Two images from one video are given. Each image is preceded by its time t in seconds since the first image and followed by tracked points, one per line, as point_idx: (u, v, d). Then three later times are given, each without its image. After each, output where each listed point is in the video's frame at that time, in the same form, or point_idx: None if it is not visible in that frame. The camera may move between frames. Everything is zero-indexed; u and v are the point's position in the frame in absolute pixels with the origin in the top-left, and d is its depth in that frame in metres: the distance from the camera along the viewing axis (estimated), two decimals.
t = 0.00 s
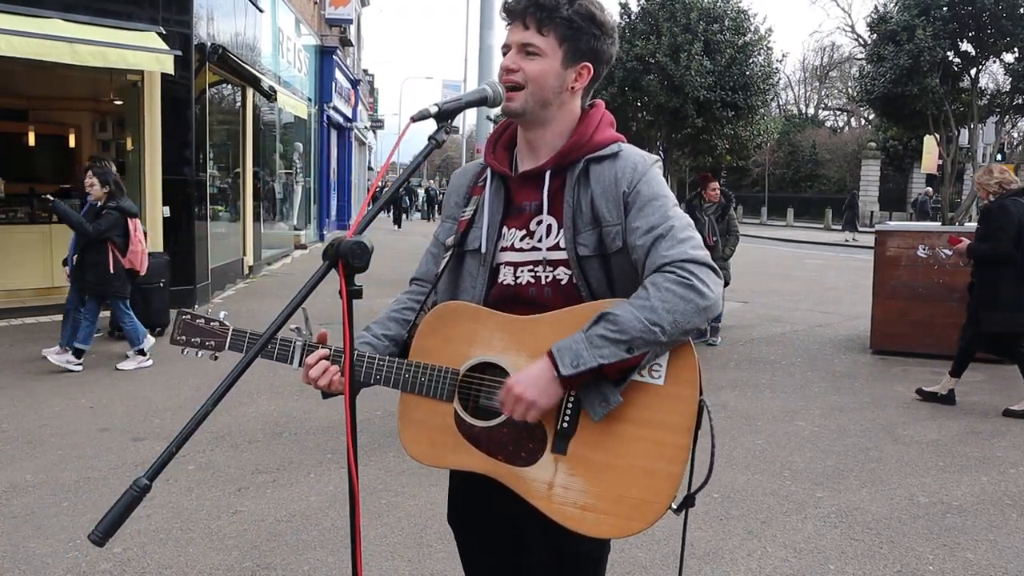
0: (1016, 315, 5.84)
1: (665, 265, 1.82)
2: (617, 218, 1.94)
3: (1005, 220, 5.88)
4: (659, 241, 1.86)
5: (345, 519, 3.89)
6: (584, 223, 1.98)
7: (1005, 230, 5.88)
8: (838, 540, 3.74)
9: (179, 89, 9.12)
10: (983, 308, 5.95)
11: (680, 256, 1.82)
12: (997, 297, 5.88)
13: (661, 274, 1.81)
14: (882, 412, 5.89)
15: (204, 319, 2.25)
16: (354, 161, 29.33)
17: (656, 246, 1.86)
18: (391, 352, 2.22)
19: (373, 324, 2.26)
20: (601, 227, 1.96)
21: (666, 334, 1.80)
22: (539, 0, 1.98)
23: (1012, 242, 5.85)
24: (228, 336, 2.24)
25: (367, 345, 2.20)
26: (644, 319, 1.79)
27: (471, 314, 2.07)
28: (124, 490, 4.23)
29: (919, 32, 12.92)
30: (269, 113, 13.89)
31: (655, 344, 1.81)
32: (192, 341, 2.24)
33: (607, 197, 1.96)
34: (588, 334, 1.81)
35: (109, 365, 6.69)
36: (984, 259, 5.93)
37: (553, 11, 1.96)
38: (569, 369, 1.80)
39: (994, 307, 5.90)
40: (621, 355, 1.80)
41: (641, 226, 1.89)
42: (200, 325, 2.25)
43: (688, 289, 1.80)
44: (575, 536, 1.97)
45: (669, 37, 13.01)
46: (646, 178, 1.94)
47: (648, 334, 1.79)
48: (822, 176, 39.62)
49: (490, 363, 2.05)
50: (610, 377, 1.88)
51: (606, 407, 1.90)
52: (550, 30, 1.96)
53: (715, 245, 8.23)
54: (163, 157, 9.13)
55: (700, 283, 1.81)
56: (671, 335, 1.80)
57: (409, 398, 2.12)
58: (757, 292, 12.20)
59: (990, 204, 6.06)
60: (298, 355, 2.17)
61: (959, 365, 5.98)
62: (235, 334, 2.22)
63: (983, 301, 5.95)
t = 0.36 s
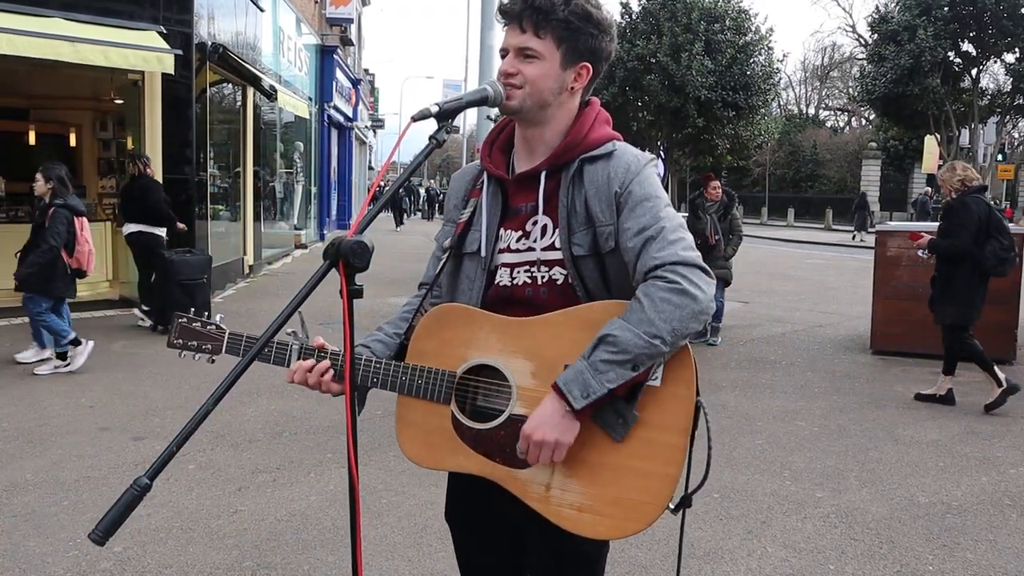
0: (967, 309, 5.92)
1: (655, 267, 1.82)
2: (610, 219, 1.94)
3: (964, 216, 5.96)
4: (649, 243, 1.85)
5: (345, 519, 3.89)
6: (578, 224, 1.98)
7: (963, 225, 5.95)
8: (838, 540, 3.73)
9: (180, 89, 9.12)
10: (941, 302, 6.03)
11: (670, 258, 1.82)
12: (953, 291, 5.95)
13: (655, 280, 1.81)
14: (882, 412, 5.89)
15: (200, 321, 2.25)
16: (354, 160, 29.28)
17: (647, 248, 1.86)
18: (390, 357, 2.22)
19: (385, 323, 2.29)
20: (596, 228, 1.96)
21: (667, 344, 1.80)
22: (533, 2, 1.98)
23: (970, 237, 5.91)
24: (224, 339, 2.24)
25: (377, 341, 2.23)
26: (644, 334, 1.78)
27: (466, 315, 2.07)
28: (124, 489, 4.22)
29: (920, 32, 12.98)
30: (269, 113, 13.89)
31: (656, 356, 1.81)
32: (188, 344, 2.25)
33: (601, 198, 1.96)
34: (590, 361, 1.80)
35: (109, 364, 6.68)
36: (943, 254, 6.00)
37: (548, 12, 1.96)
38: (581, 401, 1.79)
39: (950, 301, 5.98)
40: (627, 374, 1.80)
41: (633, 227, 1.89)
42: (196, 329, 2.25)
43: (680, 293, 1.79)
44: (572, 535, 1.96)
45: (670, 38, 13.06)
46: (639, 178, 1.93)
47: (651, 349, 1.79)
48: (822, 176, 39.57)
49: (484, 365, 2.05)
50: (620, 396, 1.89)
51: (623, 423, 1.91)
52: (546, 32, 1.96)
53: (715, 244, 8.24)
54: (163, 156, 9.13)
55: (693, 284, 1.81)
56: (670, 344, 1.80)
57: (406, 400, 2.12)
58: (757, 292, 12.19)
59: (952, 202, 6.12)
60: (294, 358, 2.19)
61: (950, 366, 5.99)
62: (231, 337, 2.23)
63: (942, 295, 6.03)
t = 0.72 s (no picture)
0: (959, 306, 5.94)
1: (658, 268, 1.82)
2: (614, 220, 1.94)
3: (948, 217, 5.93)
4: (653, 243, 1.85)
5: (347, 521, 3.89)
6: (583, 226, 1.99)
7: (948, 224, 5.93)
8: (840, 540, 3.73)
9: (180, 91, 9.13)
10: (923, 302, 6.01)
11: (674, 258, 1.82)
12: (941, 290, 5.95)
13: (657, 280, 1.81)
14: (883, 413, 5.88)
15: (203, 315, 2.27)
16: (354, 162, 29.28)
17: (650, 248, 1.86)
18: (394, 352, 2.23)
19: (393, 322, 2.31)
20: (600, 229, 1.96)
21: (667, 343, 1.79)
22: (533, 4, 1.98)
23: (955, 236, 5.91)
24: (226, 332, 2.25)
25: (383, 338, 2.24)
26: (645, 332, 1.78)
27: (469, 314, 2.07)
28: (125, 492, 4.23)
29: (919, 32, 12.96)
30: (269, 115, 13.90)
31: (658, 355, 1.81)
32: (191, 337, 2.26)
33: (606, 199, 1.95)
34: (591, 357, 1.80)
35: (110, 367, 6.69)
36: (926, 254, 5.99)
37: (547, 13, 1.96)
38: (579, 398, 1.79)
39: (926, 300, 6.00)
40: (627, 372, 1.80)
41: (637, 227, 1.89)
42: (199, 321, 2.27)
43: (682, 293, 1.79)
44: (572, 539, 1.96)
45: (670, 38, 13.03)
46: (644, 179, 1.93)
47: (651, 346, 1.78)
48: (822, 176, 39.51)
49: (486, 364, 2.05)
50: (619, 397, 1.88)
51: (620, 424, 1.90)
52: (546, 33, 1.96)
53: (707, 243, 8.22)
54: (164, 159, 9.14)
55: (698, 288, 1.81)
56: (673, 343, 1.80)
57: (407, 398, 2.13)
58: (757, 293, 12.19)
59: (933, 202, 6.08)
60: (295, 355, 2.18)
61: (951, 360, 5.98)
62: (234, 330, 2.24)
63: (920, 295, 6.03)
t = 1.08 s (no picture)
0: (942, 306, 5.93)
1: (668, 265, 1.83)
2: (617, 221, 1.94)
3: (935, 215, 5.93)
4: (658, 246, 1.86)
5: (348, 524, 3.88)
6: (586, 227, 1.99)
7: (935, 222, 5.93)
8: (841, 539, 3.73)
9: (178, 95, 9.12)
10: (907, 300, 6.03)
11: (684, 258, 1.83)
12: (925, 288, 5.96)
13: (660, 272, 1.82)
14: (883, 411, 5.88)
15: (207, 307, 2.25)
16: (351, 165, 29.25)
17: (658, 249, 1.86)
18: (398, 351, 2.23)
19: (395, 321, 2.32)
20: (603, 230, 1.97)
21: (659, 328, 1.81)
22: (530, 5, 1.98)
23: (941, 234, 5.91)
24: (230, 325, 2.24)
25: (386, 337, 2.25)
26: (639, 308, 1.80)
27: (478, 316, 2.04)
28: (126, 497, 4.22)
29: (916, 30, 12.97)
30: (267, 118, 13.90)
31: (648, 336, 1.82)
32: (196, 329, 2.25)
33: (609, 201, 1.96)
34: (583, 315, 1.82)
35: (109, 372, 6.68)
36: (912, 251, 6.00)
37: (543, 14, 1.96)
38: (557, 343, 1.80)
39: (908, 297, 6.02)
40: (613, 340, 1.81)
41: (643, 229, 1.89)
42: (205, 315, 2.26)
43: (687, 288, 1.80)
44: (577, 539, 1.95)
45: (666, 38, 13.01)
46: (648, 181, 1.94)
47: (642, 324, 1.79)
48: (820, 175, 39.54)
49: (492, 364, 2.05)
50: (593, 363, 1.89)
51: (586, 389, 1.91)
52: (543, 34, 1.96)
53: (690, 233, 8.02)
54: (162, 163, 9.14)
55: (699, 285, 1.82)
56: (664, 330, 1.81)
57: (407, 395, 2.12)
58: (756, 292, 12.19)
59: (921, 200, 6.06)
60: (300, 347, 2.20)
61: (943, 360, 6.02)
62: (239, 323, 2.23)
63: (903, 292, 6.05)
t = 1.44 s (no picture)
0: (941, 306, 5.93)
1: (661, 276, 1.82)
2: (611, 226, 1.94)
3: (931, 216, 5.92)
4: (654, 254, 1.85)
5: (349, 526, 3.89)
6: (579, 230, 1.99)
7: (931, 223, 5.92)
8: (841, 540, 3.73)
9: (178, 97, 9.13)
10: (906, 301, 6.04)
11: (676, 268, 1.82)
12: (922, 289, 5.95)
13: (651, 286, 1.82)
14: (882, 412, 5.88)
15: (196, 292, 2.25)
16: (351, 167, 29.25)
17: (651, 258, 1.86)
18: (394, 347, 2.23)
19: (392, 315, 2.32)
20: (596, 233, 1.97)
21: (656, 341, 1.81)
22: (531, 11, 1.97)
23: (937, 235, 5.90)
24: (220, 313, 2.23)
25: (381, 330, 2.25)
26: (636, 322, 1.80)
27: (476, 313, 2.05)
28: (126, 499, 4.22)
29: (915, 32, 12.95)
30: (267, 120, 13.91)
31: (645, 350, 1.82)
32: (184, 314, 2.25)
33: (603, 206, 1.96)
34: (580, 333, 1.83)
35: (109, 373, 6.68)
36: (908, 253, 5.99)
37: (544, 21, 1.96)
38: (557, 362, 1.82)
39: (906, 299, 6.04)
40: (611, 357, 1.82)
41: (637, 237, 1.89)
42: (192, 300, 2.26)
43: (682, 300, 1.80)
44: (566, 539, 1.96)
45: (666, 40, 13.02)
46: (643, 188, 1.93)
47: (639, 339, 1.80)
48: (820, 177, 39.54)
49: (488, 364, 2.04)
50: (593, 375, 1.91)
51: (588, 404, 1.91)
52: (541, 41, 1.96)
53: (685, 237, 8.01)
54: (162, 164, 9.15)
55: (694, 295, 1.82)
56: (662, 343, 1.81)
57: (404, 391, 2.12)
58: (755, 293, 12.20)
59: (917, 201, 6.05)
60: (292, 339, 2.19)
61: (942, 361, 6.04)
62: (229, 310, 2.22)
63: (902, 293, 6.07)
